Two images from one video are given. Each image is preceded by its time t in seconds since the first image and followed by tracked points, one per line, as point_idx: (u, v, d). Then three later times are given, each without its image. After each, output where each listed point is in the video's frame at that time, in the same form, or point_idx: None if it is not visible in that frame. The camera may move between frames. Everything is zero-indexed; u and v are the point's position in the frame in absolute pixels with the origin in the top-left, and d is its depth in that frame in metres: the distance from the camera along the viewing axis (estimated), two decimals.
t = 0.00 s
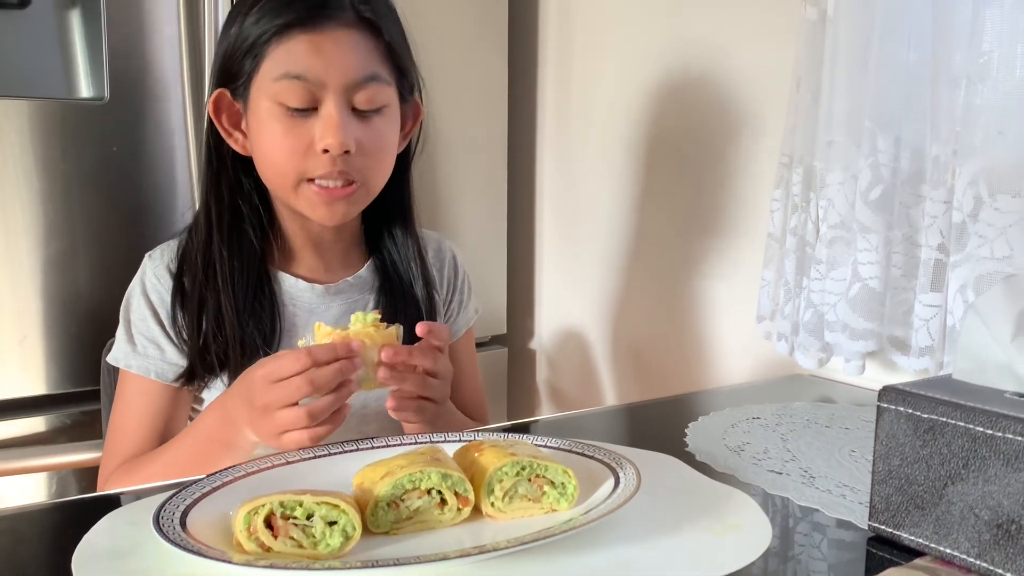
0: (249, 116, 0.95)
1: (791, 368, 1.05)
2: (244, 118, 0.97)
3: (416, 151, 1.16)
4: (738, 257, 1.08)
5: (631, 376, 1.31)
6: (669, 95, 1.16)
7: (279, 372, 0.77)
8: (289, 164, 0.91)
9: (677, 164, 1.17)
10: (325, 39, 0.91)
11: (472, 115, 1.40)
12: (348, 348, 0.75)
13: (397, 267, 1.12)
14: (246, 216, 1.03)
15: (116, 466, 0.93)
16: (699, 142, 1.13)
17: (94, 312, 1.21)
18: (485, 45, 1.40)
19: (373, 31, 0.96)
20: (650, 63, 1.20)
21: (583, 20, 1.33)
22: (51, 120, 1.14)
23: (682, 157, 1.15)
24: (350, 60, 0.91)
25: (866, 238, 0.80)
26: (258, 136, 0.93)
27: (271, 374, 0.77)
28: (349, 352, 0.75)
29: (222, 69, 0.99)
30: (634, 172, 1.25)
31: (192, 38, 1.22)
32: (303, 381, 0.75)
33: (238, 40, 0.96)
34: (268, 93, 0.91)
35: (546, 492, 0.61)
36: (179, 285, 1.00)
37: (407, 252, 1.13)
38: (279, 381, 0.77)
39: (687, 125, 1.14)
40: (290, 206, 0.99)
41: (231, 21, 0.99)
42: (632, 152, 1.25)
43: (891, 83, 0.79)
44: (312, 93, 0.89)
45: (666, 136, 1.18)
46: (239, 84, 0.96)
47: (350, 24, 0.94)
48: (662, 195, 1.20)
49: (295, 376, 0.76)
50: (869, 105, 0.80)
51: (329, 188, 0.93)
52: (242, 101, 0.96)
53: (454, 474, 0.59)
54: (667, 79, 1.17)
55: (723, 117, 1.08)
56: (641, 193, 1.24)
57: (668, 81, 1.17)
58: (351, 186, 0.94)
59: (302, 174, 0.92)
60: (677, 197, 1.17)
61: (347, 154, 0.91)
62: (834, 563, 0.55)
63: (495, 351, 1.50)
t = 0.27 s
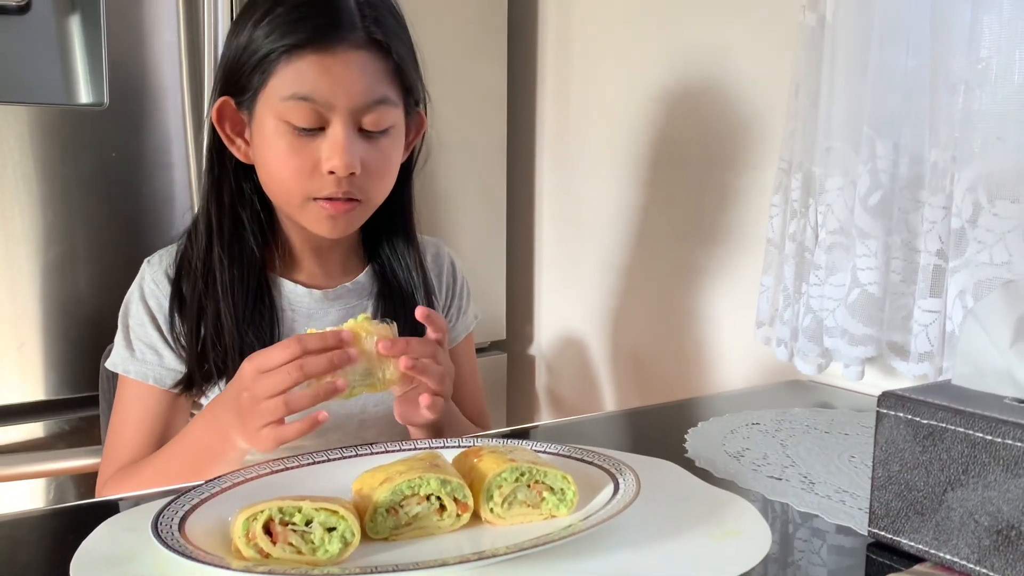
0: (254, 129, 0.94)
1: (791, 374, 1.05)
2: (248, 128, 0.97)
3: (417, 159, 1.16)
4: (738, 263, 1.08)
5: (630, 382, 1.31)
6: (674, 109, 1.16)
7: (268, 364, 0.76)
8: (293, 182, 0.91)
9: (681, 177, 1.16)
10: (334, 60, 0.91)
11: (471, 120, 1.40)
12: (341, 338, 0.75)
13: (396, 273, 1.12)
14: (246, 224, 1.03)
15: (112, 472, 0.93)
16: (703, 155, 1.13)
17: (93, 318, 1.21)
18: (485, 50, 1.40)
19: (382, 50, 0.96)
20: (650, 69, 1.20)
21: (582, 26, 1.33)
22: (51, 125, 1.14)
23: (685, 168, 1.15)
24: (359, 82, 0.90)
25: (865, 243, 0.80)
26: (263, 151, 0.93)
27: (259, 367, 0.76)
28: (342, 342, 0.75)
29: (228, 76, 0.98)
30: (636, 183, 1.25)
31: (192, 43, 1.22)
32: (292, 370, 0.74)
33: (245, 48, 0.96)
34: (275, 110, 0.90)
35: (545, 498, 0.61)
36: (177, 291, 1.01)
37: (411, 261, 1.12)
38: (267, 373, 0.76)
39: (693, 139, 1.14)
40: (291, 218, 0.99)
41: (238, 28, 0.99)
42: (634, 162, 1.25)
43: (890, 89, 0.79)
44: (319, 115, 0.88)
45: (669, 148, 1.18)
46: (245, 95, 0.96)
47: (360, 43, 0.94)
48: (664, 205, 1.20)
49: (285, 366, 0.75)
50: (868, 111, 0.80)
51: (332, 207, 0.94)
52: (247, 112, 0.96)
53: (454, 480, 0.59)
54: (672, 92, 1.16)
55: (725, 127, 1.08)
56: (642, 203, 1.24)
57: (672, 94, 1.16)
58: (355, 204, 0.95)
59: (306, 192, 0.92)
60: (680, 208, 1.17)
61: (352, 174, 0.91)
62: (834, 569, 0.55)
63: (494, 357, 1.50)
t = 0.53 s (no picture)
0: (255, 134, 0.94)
1: (791, 375, 1.05)
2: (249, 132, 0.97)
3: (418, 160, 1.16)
4: (738, 265, 1.08)
5: (630, 384, 1.31)
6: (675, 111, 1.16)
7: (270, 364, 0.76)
8: (294, 187, 0.91)
9: (682, 180, 1.16)
10: (336, 64, 0.91)
11: (471, 122, 1.40)
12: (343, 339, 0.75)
13: (396, 275, 1.12)
14: (247, 229, 1.03)
15: (110, 475, 0.93)
16: (703, 158, 1.12)
17: (93, 319, 1.21)
18: (485, 52, 1.40)
19: (383, 54, 0.96)
20: (650, 71, 1.20)
21: (582, 28, 1.33)
22: (51, 127, 1.14)
23: (686, 171, 1.15)
24: (360, 87, 0.90)
25: (865, 245, 0.80)
26: (264, 156, 0.93)
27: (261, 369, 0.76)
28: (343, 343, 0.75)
29: (229, 79, 0.98)
30: (637, 185, 1.25)
31: (192, 44, 1.22)
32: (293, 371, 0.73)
33: (247, 51, 0.96)
34: (276, 115, 0.90)
35: (545, 500, 0.60)
36: (178, 294, 1.01)
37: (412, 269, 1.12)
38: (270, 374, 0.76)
39: (694, 142, 1.13)
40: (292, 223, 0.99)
41: (239, 32, 0.99)
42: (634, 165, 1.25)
43: (889, 91, 0.79)
44: (320, 120, 0.88)
45: (670, 150, 1.18)
46: (246, 99, 0.96)
47: (361, 47, 0.94)
48: (664, 208, 1.20)
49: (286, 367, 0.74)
50: (868, 112, 0.80)
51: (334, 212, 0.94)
52: (248, 116, 0.96)
53: (453, 482, 0.59)
54: (673, 95, 1.16)
55: (726, 130, 1.08)
56: (643, 206, 1.24)
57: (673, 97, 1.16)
58: (356, 209, 0.95)
59: (307, 197, 0.92)
60: (681, 211, 1.17)
61: (354, 180, 0.90)
62: (834, 571, 0.55)
63: (494, 358, 1.50)
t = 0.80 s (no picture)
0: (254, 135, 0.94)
1: (791, 374, 1.05)
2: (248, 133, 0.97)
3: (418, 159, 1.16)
4: (739, 265, 1.07)
5: (630, 383, 1.31)
6: (676, 112, 1.16)
7: (256, 357, 0.76)
8: (294, 189, 0.91)
9: (683, 180, 1.16)
10: (335, 65, 0.91)
11: (471, 121, 1.40)
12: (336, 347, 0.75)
13: (396, 275, 1.11)
14: (247, 231, 1.03)
15: (96, 470, 0.94)
16: (704, 159, 1.12)
17: (92, 318, 1.21)
18: (485, 51, 1.40)
19: (383, 54, 0.96)
20: (650, 71, 1.20)
21: (582, 26, 1.33)
22: (50, 125, 1.14)
23: (687, 171, 1.15)
24: (360, 88, 0.90)
25: (865, 244, 0.80)
26: (263, 157, 0.93)
27: (247, 361, 0.76)
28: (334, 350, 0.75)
29: (228, 79, 0.98)
30: (638, 186, 1.25)
31: (191, 43, 1.22)
32: (279, 366, 0.73)
33: (246, 51, 0.96)
34: (275, 116, 0.90)
35: (545, 499, 0.60)
36: (175, 295, 1.01)
37: (413, 274, 1.12)
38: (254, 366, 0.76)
39: (695, 143, 1.13)
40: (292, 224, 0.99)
41: (238, 31, 0.98)
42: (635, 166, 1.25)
43: (889, 90, 0.79)
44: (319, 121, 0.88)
45: (670, 150, 1.18)
46: (245, 99, 0.95)
47: (361, 47, 0.94)
48: (665, 208, 1.20)
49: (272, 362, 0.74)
50: (868, 111, 0.80)
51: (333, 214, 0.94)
52: (247, 117, 0.96)
53: (453, 481, 0.59)
54: (673, 95, 1.16)
55: (727, 131, 1.08)
56: (644, 207, 1.24)
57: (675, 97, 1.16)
58: (356, 211, 0.95)
59: (307, 199, 0.92)
60: (682, 211, 1.17)
61: (354, 182, 0.90)
62: (834, 570, 0.55)
63: (493, 357, 1.50)
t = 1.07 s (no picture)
0: (246, 123, 0.94)
1: (790, 372, 1.05)
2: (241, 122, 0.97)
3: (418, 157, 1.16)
4: (739, 262, 1.07)
5: (630, 380, 1.31)
6: (676, 106, 1.16)
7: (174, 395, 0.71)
8: (283, 177, 0.91)
9: (681, 175, 1.16)
10: (329, 52, 0.91)
11: (470, 118, 1.40)
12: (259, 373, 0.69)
13: (395, 274, 1.11)
14: (240, 223, 1.03)
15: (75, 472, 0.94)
16: (703, 153, 1.12)
17: (92, 316, 1.21)
18: (485, 48, 1.40)
19: (379, 45, 0.96)
20: (649, 67, 1.20)
21: (582, 23, 1.33)
22: (49, 123, 1.14)
23: (687, 166, 1.15)
24: (353, 77, 0.90)
25: (866, 241, 0.80)
26: (253, 145, 0.93)
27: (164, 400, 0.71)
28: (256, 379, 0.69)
29: (222, 68, 0.98)
30: (637, 181, 1.25)
31: (190, 40, 1.22)
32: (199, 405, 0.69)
33: (240, 39, 0.96)
34: (266, 103, 0.90)
35: (545, 496, 0.60)
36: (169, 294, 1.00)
37: (413, 276, 1.12)
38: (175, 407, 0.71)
39: (693, 137, 1.13)
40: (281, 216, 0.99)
41: (234, 21, 0.99)
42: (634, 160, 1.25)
43: (889, 88, 0.79)
44: (310, 109, 0.88)
45: (670, 146, 1.18)
46: (239, 87, 0.95)
47: (356, 36, 0.94)
48: (664, 203, 1.20)
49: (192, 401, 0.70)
50: (868, 109, 0.80)
51: (322, 205, 0.93)
52: (240, 106, 0.96)
53: (453, 478, 0.59)
54: (673, 91, 1.16)
55: (726, 127, 1.08)
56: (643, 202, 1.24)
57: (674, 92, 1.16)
58: (346, 204, 0.95)
59: (296, 188, 0.91)
60: (681, 207, 1.17)
61: (343, 172, 0.90)
62: (834, 567, 0.55)
63: (493, 355, 1.50)
